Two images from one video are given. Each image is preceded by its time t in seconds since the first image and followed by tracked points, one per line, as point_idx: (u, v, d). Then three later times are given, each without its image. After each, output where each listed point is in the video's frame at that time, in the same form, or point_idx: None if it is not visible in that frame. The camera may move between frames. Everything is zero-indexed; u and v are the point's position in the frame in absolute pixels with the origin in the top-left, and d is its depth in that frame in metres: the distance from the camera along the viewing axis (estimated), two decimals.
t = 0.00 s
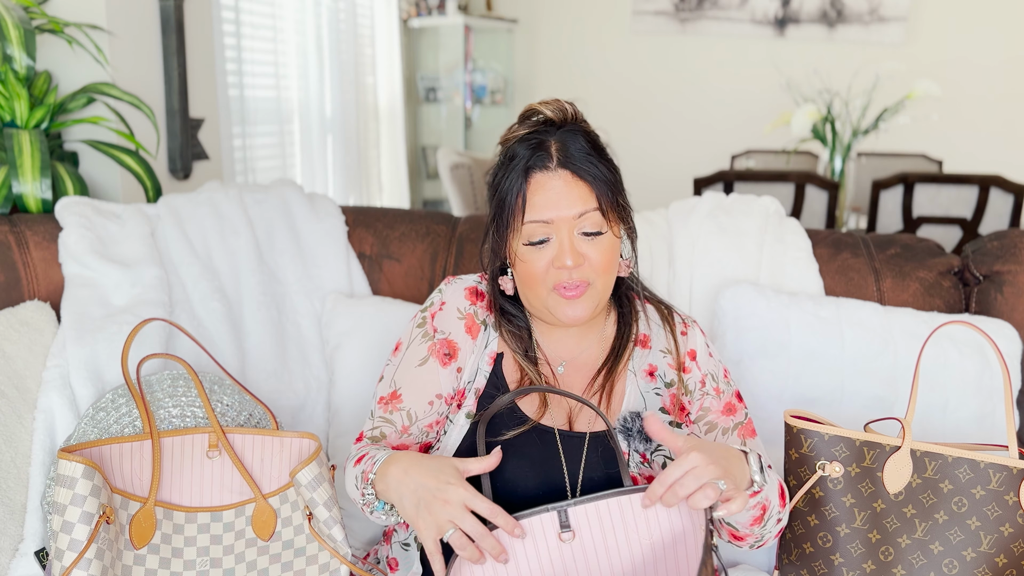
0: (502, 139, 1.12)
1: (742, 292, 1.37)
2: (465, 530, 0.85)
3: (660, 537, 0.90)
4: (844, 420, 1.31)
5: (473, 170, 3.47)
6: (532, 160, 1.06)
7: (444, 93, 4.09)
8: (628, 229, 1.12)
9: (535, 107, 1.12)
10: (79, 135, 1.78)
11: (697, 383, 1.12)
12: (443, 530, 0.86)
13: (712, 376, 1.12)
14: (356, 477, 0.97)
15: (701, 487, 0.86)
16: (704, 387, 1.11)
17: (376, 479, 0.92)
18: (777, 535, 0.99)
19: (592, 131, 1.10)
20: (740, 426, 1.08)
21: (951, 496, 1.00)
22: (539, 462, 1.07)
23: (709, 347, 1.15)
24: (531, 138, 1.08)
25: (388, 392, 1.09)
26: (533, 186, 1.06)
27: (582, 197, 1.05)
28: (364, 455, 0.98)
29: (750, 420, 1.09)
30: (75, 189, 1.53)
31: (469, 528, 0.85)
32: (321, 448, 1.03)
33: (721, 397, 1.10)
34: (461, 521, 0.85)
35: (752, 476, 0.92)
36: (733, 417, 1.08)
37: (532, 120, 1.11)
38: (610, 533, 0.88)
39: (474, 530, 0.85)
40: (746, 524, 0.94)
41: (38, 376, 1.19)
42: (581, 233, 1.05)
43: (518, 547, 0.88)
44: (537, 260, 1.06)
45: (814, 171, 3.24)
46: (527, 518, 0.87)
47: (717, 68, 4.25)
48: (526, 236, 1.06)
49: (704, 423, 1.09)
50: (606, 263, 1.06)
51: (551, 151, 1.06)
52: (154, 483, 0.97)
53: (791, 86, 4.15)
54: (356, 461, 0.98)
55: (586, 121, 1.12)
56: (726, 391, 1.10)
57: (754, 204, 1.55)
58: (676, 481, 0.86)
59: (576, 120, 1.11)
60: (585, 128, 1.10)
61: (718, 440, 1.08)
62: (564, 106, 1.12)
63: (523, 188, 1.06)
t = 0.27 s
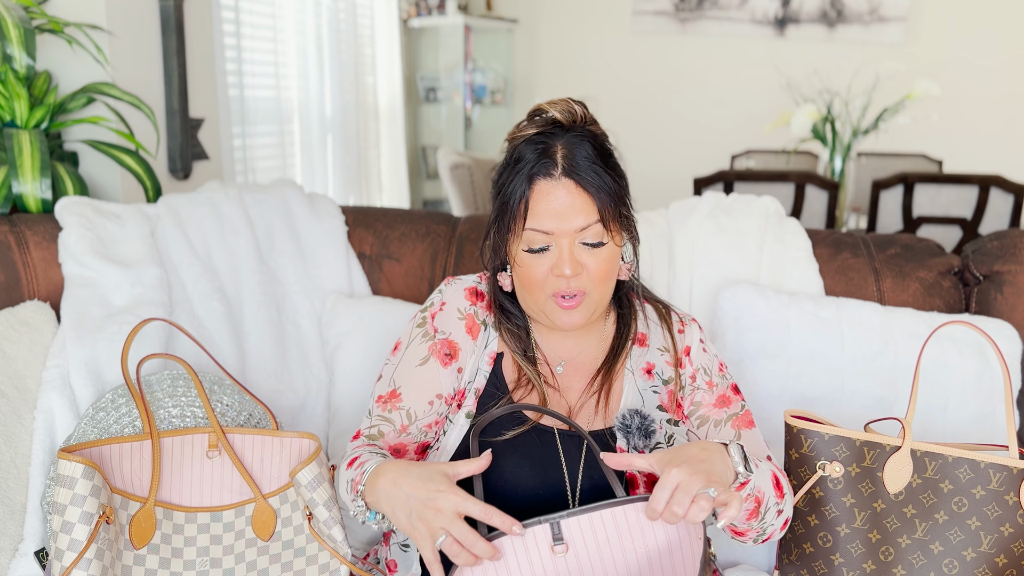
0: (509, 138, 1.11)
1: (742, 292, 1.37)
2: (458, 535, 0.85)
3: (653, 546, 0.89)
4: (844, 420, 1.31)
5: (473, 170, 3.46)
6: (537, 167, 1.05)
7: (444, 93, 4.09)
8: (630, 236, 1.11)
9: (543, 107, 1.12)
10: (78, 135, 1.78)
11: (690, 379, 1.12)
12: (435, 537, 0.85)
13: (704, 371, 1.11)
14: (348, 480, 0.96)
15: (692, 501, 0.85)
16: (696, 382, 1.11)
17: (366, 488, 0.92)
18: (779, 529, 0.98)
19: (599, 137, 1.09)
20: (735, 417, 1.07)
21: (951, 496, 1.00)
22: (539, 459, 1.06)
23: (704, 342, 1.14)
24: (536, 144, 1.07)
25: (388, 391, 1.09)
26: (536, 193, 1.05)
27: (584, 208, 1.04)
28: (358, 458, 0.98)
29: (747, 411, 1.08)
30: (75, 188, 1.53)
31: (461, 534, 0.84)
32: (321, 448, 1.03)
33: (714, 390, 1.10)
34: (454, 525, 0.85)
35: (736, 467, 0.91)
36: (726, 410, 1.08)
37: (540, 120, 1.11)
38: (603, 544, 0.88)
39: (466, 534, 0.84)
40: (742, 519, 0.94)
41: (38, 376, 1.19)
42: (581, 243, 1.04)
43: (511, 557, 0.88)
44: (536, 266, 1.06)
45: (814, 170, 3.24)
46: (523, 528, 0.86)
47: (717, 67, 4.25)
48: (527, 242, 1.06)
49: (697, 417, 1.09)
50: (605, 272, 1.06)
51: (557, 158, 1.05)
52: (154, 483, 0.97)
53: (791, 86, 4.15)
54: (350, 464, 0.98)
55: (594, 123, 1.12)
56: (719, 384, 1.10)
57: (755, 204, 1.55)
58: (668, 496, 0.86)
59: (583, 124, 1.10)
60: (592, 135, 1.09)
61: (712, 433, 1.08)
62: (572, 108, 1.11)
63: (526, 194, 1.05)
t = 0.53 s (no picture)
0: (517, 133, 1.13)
1: (742, 292, 1.37)
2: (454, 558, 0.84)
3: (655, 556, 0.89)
4: (844, 420, 1.31)
5: (474, 170, 3.46)
6: (541, 147, 1.07)
7: (444, 93, 4.09)
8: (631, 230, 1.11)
9: (552, 108, 1.13)
10: (79, 135, 1.78)
11: (686, 374, 1.12)
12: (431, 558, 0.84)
13: (701, 364, 1.11)
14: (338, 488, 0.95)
15: (689, 511, 0.84)
16: (693, 376, 1.11)
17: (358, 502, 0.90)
18: (792, 516, 0.98)
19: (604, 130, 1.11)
20: (734, 407, 1.06)
21: (952, 496, 1.00)
22: (539, 459, 1.06)
23: (701, 336, 1.14)
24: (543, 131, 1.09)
25: (389, 387, 1.09)
26: (539, 172, 1.06)
27: (587, 187, 1.05)
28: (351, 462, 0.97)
29: (748, 400, 1.07)
30: (75, 188, 1.53)
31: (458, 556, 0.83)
32: (321, 448, 1.03)
33: (712, 382, 1.09)
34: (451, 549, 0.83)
35: (736, 464, 0.91)
36: (725, 400, 1.07)
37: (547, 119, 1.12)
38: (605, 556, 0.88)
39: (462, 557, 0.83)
40: (752, 512, 0.94)
41: (38, 376, 1.19)
42: (582, 226, 1.05)
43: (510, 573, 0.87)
44: (536, 250, 1.06)
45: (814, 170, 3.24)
46: (522, 545, 0.86)
47: (716, 67, 4.25)
48: (528, 224, 1.06)
49: (696, 411, 1.09)
50: (604, 259, 1.06)
51: (561, 141, 1.07)
52: (154, 483, 0.97)
53: (791, 86, 4.15)
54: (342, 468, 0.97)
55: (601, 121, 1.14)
56: (717, 375, 1.09)
57: (755, 203, 1.55)
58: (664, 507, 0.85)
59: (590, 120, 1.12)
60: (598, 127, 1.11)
61: (711, 425, 1.07)
62: (579, 109, 1.12)
63: (530, 175, 1.07)
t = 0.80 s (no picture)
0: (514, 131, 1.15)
1: (742, 292, 1.37)
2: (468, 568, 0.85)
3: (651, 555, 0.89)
4: (844, 420, 1.31)
5: (474, 170, 3.46)
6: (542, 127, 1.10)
7: (444, 93, 4.09)
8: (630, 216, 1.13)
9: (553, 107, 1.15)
10: (79, 135, 1.78)
11: (688, 373, 1.12)
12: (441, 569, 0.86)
13: (702, 363, 1.11)
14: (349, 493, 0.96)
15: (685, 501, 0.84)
16: (694, 375, 1.11)
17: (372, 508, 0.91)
18: (788, 515, 0.98)
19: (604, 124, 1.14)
20: (734, 408, 1.05)
21: (951, 496, 1.00)
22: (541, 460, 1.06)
23: (702, 335, 1.14)
24: (541, 119, 1.13)
25: (392, 391, 1.09)
26: (540, 150, 1.08)
27: (586, 162, 1.07)
28: (362, 466, 0.98)
29: (748, 401, 1.07)
30: (75, 189, 1.53)
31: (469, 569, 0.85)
32: (321, 448, 1.03)
33: (713, 382, 1.09)
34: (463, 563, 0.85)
35: (728, 463, 0.91)
36: (725, 401, 1.07)
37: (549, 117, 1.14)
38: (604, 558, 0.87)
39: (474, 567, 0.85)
40: (745, 511, 0.94)
41: (38, 376, 1.19)
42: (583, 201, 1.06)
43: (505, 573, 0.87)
44: (537, 226, 1.06)
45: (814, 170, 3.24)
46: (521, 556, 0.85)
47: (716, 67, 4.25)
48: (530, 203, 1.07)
49: (697, 411, 1.08)
50: (606, 235, 1.06)
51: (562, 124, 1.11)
52: (154, 483, 0.97)
53: (791, 86, 4.15)
54: (353, 472, 0.98)
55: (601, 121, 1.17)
56: (718, 375, 1.09)
57: (754, 203, 1.55)
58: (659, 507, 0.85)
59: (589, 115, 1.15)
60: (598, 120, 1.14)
61: (712, 425, 1.06)
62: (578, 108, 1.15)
63: (529, 153, 1.09)
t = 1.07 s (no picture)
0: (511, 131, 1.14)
1: (742, 292, 1.37)
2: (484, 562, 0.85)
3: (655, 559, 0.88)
4: (844, 420, 1.31)
5: (473, 170, 3.46)
6: (541, 139, 1.08)
7: (444, 93, 4.09)
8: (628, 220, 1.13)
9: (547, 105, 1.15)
10: (79, 135, 1.78)
11: (688, 374, 1.12)
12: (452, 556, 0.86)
13: (702, 365, 1.10)
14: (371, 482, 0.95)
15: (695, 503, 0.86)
16: (694, 376, 1.11)
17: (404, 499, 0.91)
18: (781, 521, 0.99)
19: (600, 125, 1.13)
20: (733, 411, 1.06)
21: (952, 496, 1.00)
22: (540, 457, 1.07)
23: (701, 336, 1.14)
24: (540, 123, 1.11)
25: (390, 388, 1.09)
26: (540, 164, 1.07)
27: (589, 177, 1.06)
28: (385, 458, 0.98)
29: (746, 404, 1.07)
30: (75, 189, 1.53)
31: None
32: (321, 448, 1.03)
33: (712, 384, 1.09)
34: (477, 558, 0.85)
35: (723, 469, 0.92)
36: (725, 404, 1.07)
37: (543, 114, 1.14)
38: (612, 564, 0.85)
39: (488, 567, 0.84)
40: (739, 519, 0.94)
41: (38, 376, 1.19)
42: (585, 216, 1.06)
43: None
44: (539, 240, 1.06)
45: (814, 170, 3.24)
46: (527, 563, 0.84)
47: (716, 67, 4.26)
48: (531, 216, 1.07)
49: (696, 412, 1.09)
50: (608, 247, 1.07)
51: (561, 133, 1.09)
52: (154, 483, 0.97)
53: (791, 86, 4.15)
54: (372, 463, 0.98)
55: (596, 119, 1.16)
56: (717, 377, 1.09)
57: (754, 203, 1.55)
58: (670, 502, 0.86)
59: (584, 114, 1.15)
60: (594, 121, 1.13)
61: (710, 428, 1.07)
62: (573, 105, 1.15)
63: (532, 166, 1.07)
